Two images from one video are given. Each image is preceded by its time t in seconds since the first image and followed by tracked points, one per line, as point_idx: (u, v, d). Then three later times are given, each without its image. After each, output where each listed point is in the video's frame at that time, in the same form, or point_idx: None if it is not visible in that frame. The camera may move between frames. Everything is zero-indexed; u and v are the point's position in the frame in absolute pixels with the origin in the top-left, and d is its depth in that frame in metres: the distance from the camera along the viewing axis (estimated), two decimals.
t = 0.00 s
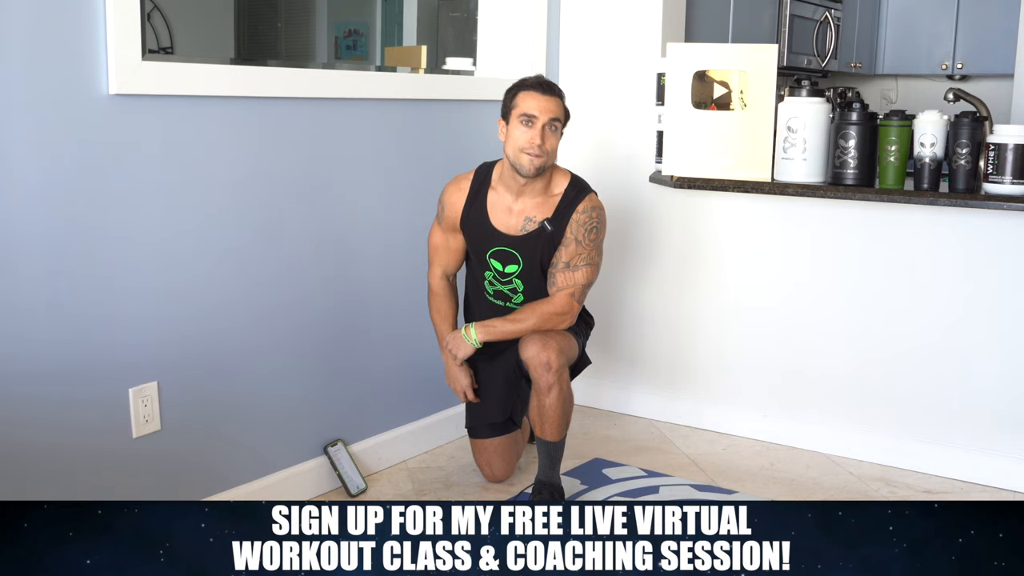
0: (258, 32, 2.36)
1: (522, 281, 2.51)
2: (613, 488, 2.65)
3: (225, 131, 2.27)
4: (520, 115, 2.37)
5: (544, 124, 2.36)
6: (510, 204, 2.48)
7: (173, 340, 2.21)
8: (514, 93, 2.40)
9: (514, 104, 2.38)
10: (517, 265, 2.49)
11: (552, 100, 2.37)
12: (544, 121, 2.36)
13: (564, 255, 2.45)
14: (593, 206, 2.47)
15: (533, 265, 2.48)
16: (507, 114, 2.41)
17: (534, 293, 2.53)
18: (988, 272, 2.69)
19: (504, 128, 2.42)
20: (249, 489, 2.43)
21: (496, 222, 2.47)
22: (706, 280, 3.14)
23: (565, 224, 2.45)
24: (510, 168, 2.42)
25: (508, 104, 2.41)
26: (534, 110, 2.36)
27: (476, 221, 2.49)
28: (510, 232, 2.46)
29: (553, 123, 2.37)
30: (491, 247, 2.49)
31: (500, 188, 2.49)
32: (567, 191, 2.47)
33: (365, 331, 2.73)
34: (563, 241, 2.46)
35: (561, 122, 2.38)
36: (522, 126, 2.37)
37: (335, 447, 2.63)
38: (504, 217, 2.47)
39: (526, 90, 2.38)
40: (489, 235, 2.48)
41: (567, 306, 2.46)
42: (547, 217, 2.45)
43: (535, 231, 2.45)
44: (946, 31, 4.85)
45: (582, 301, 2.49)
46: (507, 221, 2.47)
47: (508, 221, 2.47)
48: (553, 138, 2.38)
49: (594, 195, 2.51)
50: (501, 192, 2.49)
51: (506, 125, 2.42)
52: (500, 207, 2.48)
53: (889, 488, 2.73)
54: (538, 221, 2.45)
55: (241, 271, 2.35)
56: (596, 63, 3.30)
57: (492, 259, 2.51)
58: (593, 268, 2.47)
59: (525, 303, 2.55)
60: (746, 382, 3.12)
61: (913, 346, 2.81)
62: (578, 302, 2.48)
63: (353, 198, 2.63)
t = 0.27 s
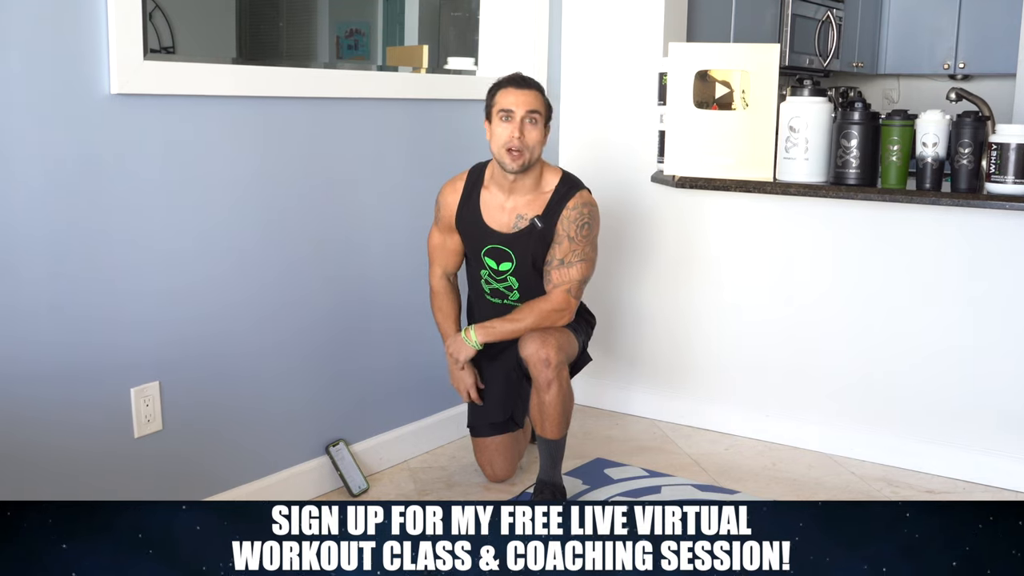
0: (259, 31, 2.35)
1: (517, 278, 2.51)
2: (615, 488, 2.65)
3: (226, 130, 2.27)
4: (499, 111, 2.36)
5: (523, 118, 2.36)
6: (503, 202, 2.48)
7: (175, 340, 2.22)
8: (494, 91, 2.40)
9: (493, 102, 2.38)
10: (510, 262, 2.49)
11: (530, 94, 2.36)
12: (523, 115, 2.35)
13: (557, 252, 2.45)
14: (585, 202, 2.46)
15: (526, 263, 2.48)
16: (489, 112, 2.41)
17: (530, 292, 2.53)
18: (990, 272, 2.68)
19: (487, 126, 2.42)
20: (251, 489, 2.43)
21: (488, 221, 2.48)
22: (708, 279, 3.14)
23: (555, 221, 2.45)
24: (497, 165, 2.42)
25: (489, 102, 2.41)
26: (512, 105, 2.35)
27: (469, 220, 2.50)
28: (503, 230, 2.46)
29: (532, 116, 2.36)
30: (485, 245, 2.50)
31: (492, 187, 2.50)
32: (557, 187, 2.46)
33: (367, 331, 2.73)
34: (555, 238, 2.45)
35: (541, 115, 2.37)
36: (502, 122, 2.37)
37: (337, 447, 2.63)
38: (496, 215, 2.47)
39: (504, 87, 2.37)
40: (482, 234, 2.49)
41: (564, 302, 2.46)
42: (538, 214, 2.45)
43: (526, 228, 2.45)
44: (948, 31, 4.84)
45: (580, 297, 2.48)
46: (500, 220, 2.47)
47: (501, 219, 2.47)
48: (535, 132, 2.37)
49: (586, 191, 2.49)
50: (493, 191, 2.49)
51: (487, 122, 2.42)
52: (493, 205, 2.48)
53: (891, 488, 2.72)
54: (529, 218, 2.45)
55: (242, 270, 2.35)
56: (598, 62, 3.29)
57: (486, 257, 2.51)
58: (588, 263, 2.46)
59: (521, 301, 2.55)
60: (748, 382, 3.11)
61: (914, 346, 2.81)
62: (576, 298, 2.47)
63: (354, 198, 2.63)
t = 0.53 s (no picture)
0: (260, 31, 2.35)
1: (515, 274, 2.52)
2: (616, 488, 2.65)
3: (228, 130, 2.27)
4: (478, 105, 2.41)
5: (502, 110, 2.39)
6: (495, 197, 2.50)
7: (176, 340, 2.22)
8: (474, 88, 2.46)
9: (474, 100, 2.43)
10: (508, 258, 2.51)
11: (506, 86, 2.41)
12: (501, 107, 2.39)
13: (553, 246, 2.44)
14: (576, 194, 2.46)
15: (521, 259, 2.49)
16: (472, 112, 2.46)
17: (528, 287, 2.54)
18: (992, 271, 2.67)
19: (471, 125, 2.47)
20: (252, 489, 2.43)
21: (482, 217, 2.50)
22: (709, 279, 3.13)
23: (546, 215, 2.45)
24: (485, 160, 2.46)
25: (471, 99, 2.46)
26: (489, 97, 2.40)
27: (466, 217, 2.52)
28: (497, 224, 2.48)
29: (511, 107, 2.40)
30: (481, 241, 2.52)
31: (485, 184, 2.52)
32: (547, 181, 2.47)
33: (368, 331, 2.73)
34: (549, 233, 2.45)
35: (519, 105, 2.40)
36: (482, 116, 2.41)
37: (339, 447, 2.63)
38: (489, 210, 2.50)
39: (482, 83, 2.42)
40: (478, 232, 2.51)
41: (563, 295, 2.45)
42: (530, 208, 2.46)
43: (519, 222, 2.46)
44: (949, 30, 4.84)
45: (579, 290, 2.47)
46: (493, 215, 2.49)
47: (494, 214, 2.49)
48: (515, 122, 2.40)
49: (577, 183, 2.49)
50: (485, 188, 2.52)
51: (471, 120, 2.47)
52: (486, 202, 2.51)
53: (892, 487, 2.72)
54: (522, 211, 2.46)
55: (244, 270, 2.35)
56: (599, 62, 3.29)
57: (484, 253, 2.53)
58: (584, 254, 2.45)
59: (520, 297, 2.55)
60: (749, 382, 3.11)
61: (915, 346, 2.81)
62: (575, 290, 2.46)
63: (355, 198, 2.63)
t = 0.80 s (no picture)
0: (260, 31, 2.35)
1: (516, 257, 2.53)
2: (616, 488, 2.64)
3: (228, 130, 2.27)
4: (467, 90, 2.46)
5: (489, 91, 2.44)
6: (494, 181, 2.52)
7: (177, 341, 2.22)
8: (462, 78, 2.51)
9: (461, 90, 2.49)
10: (509, 239, 2.51)
11: (490, 69, 2.47)
12: (487, 87, 2.44)
13: (557, 226, 2.45)
14: (573, 173, 2.48)
15: (522, 240, 2.50)
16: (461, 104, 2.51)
17: (528, 271, 2.53)
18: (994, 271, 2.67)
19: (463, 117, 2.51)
20: (253, 489, 2.43)
21: (482, 201, 2.52)
22: (710, 279, 3.13)
23: (545, 195, 2.47)
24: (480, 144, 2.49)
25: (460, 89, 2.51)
26: (476, 80, 2.45)
27: (464, 203, 2.55)
28: (498, 206, 2.50)
29: (498, 87, 2.44)
30: (482, 225, 2.53)
31: (483, 171, 2.55)
32: (542, 162, 2.49)
33: (368, 330, 2.72)
34: (552, 212, 2.46)
35: (504, 83, 2.45)
36: (472, 100, 2.45)
37: (339, 447, 2.63)
38: (489, 194, 2.52)
39: (467, 72, 2.49)
40: (478, 214, 2.53)
41: (573, 274, 2.45)
42: (529, 187, 2.48)
43: (518, 202, 2.48)
44: (950, 30, 4.83)
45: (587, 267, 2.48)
46: (492, 198, 2.51)
47: (494, 197, 2.51)
48: (502, 99, 2.44)
49: (573, 165, 2.52)
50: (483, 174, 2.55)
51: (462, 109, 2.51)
52: (486, 187, 2.53)
53: (893, 488, 2.72)
54: (521, 192, 2.49)
55: (244, 270, 2.35)
56: (600, 62, 3.29)
57: (486, 236, 2.54)
58: (588, 232, 2.46)
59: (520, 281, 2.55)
60: (750, 382, 3.11)
61: (916, 345, 2.80)
62: (583, 267, 2.46)
63: (356, 197, 2.63)
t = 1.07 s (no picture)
0: (261, 31, 2.35)
1: (515, 248, 2.52)
2: (617, 488, 2.64)
3: (229, 130, 2.27)
4: (460, 86, 2.48)
5: (483, 84, 2.45)
6: (491, 174, 2.55)
7: (177, 341, 2.22)
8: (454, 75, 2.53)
9: (455, 85, 2.50)
10: (508, 230, 2.51)
11: (482, 64, 2.48)
12: (481, 81, 2.45)
13: (564, 215, 2.48)
14: (572, 163, 2.52)
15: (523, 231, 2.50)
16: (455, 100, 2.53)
17: (527, 262, 2.52)
18: (994, 271, 2.67)
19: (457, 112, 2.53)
20: (254, 489, 2.43)
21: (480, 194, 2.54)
22: (710, 279, 3.13)
23: (546, 184, 2.49)
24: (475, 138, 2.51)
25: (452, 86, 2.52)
26: (469, 75, 2.46)
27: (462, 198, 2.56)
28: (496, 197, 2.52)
29: (491, 81, 2.46)
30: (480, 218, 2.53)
31: (479, 165, 2.58)
32: (538, 154, 2.53)
33: (368, 330, 2.72)
34: (555, 203, 2.48)
35: (498, 77, 2.46)
36: (465, 95, 2.47)
37: (340, 447, 2.63)
38: (486, 187, 2.54)
39: (460, 68, 2.50)
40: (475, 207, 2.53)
41: (587, 259, 2.47)
42: (527, 178, 2.50)
43: (518, 191, 2.50)
44: (952, 30, 4.83)
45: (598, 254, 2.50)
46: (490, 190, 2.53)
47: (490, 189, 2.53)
48: (498, 93, 2.46)
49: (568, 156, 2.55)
50: (479, 168, 2.58)
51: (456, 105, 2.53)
52: (482, 180, 2.56)
53: (894, 488, 2.72)
54: (519, 182, 2.51)
55: (244, 270, 2.35)
56: (600, 62, 3.29)
57: (484, 230, 2.53)
58: (594, 218, 2.50)
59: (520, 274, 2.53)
60: (750, 382, 3.11)
61: (917, 345, 2.80)
62: (595, 252, 2.50)
63: (357, 197, 2.63)
